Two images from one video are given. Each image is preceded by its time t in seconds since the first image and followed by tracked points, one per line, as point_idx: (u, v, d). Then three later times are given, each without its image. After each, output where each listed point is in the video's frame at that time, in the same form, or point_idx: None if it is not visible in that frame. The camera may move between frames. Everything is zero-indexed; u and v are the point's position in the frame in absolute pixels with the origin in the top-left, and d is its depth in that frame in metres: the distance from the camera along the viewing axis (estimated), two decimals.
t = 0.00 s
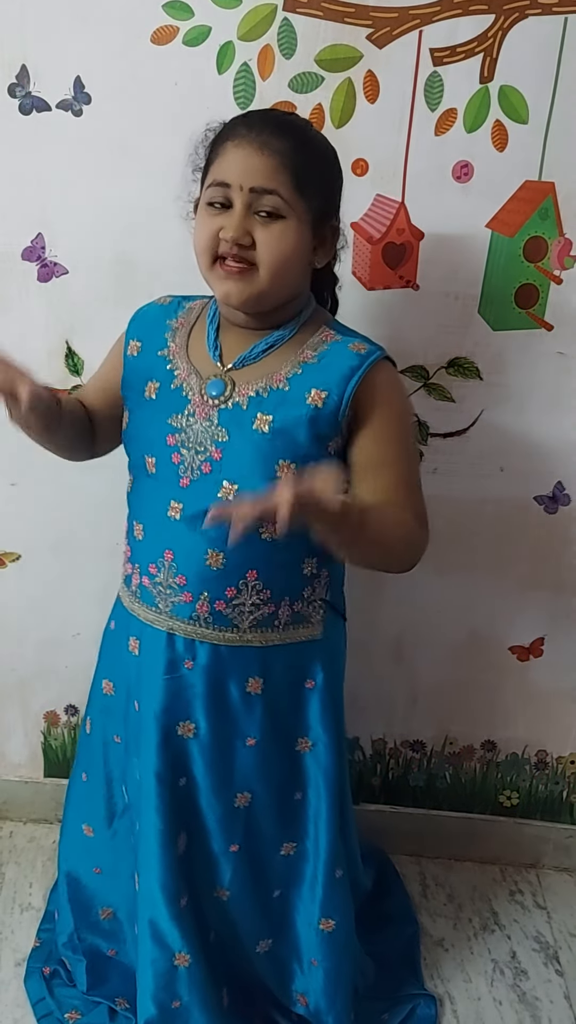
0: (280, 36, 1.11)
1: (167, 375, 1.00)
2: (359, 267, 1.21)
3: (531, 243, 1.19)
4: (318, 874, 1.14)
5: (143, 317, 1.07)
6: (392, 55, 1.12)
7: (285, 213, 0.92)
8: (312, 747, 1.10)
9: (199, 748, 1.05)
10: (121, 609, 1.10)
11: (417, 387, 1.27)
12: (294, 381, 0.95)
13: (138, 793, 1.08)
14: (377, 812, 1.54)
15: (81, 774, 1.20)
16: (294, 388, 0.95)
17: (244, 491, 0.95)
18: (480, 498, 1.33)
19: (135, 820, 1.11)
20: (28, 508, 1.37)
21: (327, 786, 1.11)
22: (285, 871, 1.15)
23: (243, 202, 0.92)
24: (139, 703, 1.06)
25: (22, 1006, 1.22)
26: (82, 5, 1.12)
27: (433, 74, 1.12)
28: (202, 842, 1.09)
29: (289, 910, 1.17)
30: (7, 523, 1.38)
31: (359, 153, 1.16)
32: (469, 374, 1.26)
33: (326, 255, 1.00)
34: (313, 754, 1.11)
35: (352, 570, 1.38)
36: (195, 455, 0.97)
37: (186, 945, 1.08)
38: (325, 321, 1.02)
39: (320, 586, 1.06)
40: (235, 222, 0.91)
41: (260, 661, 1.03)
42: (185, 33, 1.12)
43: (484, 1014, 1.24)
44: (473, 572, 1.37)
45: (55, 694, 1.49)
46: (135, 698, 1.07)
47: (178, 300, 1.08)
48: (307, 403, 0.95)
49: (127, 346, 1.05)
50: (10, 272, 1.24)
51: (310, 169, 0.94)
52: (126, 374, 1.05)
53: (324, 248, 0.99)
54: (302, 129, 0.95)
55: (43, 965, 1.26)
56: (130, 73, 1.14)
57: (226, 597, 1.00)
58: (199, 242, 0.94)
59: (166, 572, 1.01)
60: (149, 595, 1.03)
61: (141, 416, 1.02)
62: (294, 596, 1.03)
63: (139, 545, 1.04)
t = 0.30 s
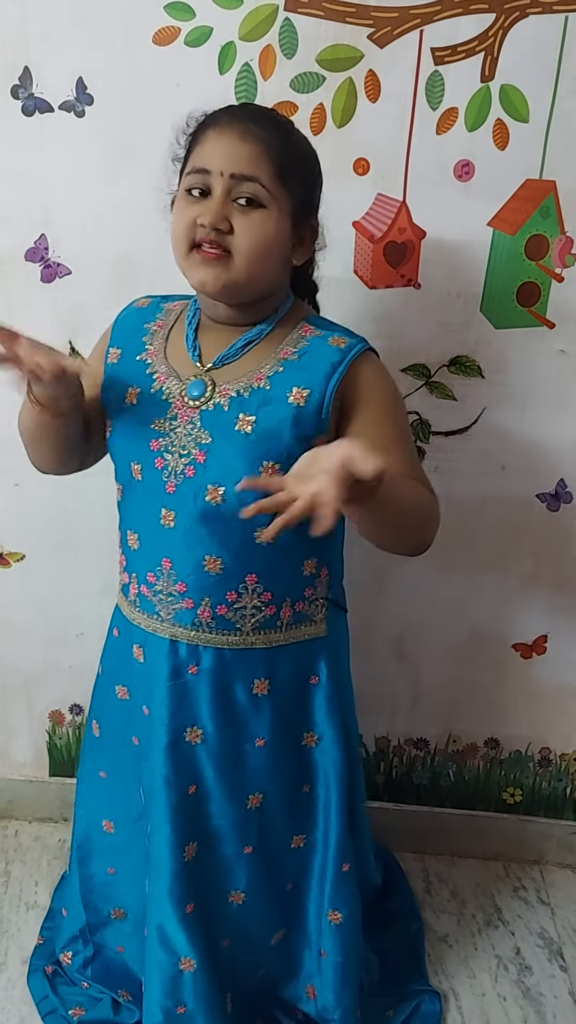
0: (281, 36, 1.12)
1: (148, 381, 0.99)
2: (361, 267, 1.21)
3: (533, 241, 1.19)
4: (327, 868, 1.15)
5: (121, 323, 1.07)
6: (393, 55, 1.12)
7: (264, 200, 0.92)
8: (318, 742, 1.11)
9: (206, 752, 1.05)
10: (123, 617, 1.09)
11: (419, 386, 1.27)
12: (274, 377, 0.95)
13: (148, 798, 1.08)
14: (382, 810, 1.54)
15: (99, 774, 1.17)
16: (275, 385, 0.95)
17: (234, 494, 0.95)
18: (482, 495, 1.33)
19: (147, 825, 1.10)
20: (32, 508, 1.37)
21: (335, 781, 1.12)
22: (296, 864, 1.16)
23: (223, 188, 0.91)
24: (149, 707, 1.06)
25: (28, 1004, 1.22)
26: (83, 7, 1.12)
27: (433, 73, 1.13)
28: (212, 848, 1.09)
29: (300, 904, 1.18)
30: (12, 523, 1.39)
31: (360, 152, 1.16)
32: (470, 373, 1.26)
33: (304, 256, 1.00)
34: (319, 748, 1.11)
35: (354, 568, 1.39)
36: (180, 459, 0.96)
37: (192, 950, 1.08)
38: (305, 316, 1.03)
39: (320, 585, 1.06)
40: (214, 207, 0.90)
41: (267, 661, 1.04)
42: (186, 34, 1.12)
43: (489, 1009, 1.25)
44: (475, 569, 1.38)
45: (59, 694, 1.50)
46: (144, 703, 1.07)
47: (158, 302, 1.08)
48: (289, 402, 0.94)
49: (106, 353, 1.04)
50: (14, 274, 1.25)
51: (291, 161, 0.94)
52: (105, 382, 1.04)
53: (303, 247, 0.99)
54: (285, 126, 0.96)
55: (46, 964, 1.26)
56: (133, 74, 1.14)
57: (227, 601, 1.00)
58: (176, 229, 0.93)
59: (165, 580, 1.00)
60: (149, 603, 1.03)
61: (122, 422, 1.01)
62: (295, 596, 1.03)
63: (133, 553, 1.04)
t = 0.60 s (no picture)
0: (281, 38, 1.12)
1: (142, 382, 0.99)
2: (362, 267, 1.22)
3: (533, 240, 1.20)
4: (325, 865, 1.15)
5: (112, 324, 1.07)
6: (393, 56, 1.13)
7: (260, 198, 0.92)
8: (315, 739, 1.12)
9: (204, 751, 1.05)
10: (118, 620, 1.10)
11: (420, 385, 1.28)
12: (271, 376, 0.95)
13: (144, 800, 1.08)
14: (384, 808, 1.54)
15: (87, 781, 1.19)
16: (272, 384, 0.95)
17: (232, 495, 0.95)
18: (483, 494, 1.33)
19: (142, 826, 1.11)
20: (34, 509, 1.38)
21: (332, 779, 1.12)
22: (295, 860, 1.16)
23: (219, 185, 0.91)
24: (143, 710, 1.07)
25: (32, 1003, 1.23)
26: (84, 9, 1.13)
27: (433, 74, 1.13)
28: (211, 847, 1.09)
29: (300, 900, 1.18)
30: (14, 524, 1.39)
31: (361, 153, 1.16)
32: (471, 371, 1.27)
33: (298, 256, 1.01)
34: (316, 745, 1.12)
35: (356, 567, 1.39)
36: (177, 460, 0.97)
37: (192, 949, 1.08)
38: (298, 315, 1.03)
39: (316, 582, 1.07)
40: (210, 204, 0.90)
41: (264, 659, 1.04)
42: (187, 37, 1.13)
43: (492, 1007, 1.25)
44: (477, 568, 1.38)
45: (62, 694, 1.50)
46: (139, 705, 1.07)
47: (148, 301, 1.08)
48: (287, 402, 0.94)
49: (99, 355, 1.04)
50: (16, 275, 1.25)
51: (286, 161, 0.95)
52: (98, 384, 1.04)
53: (297, 247, 1.00)
54: (280, 129, 0.97)
55: (50, 963, 1.27)
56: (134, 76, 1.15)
57: (225, 601, 1.00)
58: (170, 227, 0.93)
59: (162, 580, 1.01)
60: (146, 604, 1.03)
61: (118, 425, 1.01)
62: (291, 593, 1.04)
63: (129, 554, 1.04)
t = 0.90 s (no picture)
0: (279, 38, 1.12)
1: (138, 382, 0.98)
2: (361, 267, 1.22)
3: (532, 239, 1.20)
4: (325, 855, 1.16)
5: (100, 323, 1.05)
6: (391, 55, 1.13)
7: (257, 201, 0.92)
8: (313, 731, 1.13)
9: (208, 749, 1.05)
10: (114, 622, 1.09)
11: (420, 384, 1.28)
12: (267, 373, 0.95)
13: (146, 802, 1.07)
14: (387, 808, 1.54)
15: (82, 787, 1.19)
16: (268, 381, 0.95)
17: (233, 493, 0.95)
18: (484, 493, 1.33)
19: (144, 828, 1.10)
20: (35, 510, 1.38)
21: (332, 769, 1.13)
22: (296, 852, 1.17)
23: (216, 189, 0.91)
24: (144, 712, 1.05)
25: (36, 1003, 1.23)
26: (82, 10, 1.13)
27: (431, 73, 1.13)
28: (215, 846, 1.09)
29: (302, 893, 1.19)
30: (14, 525, 1.39)
31: (359, 153, 1.16)
32: (471, 370, 1.27)
33: (293, 255, 1.01)
34: (315, 736, 1.13)
35: (356, 567, 1.39)
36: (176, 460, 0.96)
37: (196, 948, 1.08)
38: (287, 314, 1.03)
39: (309, 575, 1.09)
40: (209, 209, 0.90)
41: (265, 654, 1.05)
42: (185, 37, 1.13)
43: (495, 1007, 1.25)
44: (477, 567, 1.38)
45: (64, 695, 1.50)
46: (137, 707, 1.06)
47: (136, 300, 1.07)
48: (284, 399, 0.94)
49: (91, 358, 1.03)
50: (16, 276, 1.25)
51: (278, 159, 0.95)
52: (91, 386, 1.03)
53: (292, 246, 1.00)
54: (272, 127, 0.96)
55: (53, 964, 1.27)
56: (132, 77, 1.15)
57: (226, 598, 1.00)
58: (170, 234, 0.93)
59: (162, 580, 1.00)
60: (145, 605, 1.02)
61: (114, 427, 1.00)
62: (289, 586, 1.05)
63: (127, 555, 1.03)
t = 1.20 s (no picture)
0: (279, 38, 1.12)
1: (134, 388, 0.98)
2: (362, 267, 1.22)
3: (534, 238, 1.19)
4: (326, 851, 1.16)
5: (93, 326, 1.04)
6: (391, 55, 1.12)
7: (251, 206, 0.92)
8: (314, 725, 1.13)
9: (211, 748, 1.04)
10: (115, 625, 1.08)
11: (422, 384, 1.27)
12: (261, 376, 0.95)
13: (147, 804, 1.07)
14: (390, 808, 1.54)
15: (89, 783, 1.18)
16: (263, 384, 0.95)
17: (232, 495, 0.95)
18: (486, 493, 1.33)
19: (145, 830, 1.10)
20: (37, 511, 1.38)
21: (333, 762, 1.13)
22: (297, 848, 1.16)
23: (210, 196, 0.91)
24: (144, 712, 1.04)
25: (40, 1005, 1.23)
26: (82, 11, 1.13)
27: (432, 71, 1.13)
28: (221, 846, 1.08)
29: (304, 886, 1.19)
30: (16, 526, 1.39)
31: (360, 153, 1.16)
32: (473, 370, 1.26)
33: (284, 257, 1.01)
34: (315, 730, 1.13)
35: (359, 567, 1.39)
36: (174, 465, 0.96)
37: (200, 949, 1.07)
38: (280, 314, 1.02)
39: (307, 570, 1.09)
40: (204, 217, 0.90)
41: (266, 652, 1.04)
42: (185, 38, 1.13)
43: (499, 1007, 1.25)
44: (480, 567, 1.38)
45: (67, 696, 1.50)
46: (137, 709, 1.05)
47: (129, 302, 1.07)
48: (279, 401, 0.94)
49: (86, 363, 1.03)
50: (18, 277, 1.25)
51: (270, 162, 0.94)
52: (87, 393, 1.02)
53: (284, 247, 1.00)
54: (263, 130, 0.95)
55: (57, 965, 1.27)
56: (132, 78, 1.15)
57: (226, 597, 1.00)
58: (164, 241, 0.93)
59: (162, 583, 1.00)
60: (146, 607, 1.02)
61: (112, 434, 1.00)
62: (287, 583, 1.05)
63: (126, 559, 1.03)
